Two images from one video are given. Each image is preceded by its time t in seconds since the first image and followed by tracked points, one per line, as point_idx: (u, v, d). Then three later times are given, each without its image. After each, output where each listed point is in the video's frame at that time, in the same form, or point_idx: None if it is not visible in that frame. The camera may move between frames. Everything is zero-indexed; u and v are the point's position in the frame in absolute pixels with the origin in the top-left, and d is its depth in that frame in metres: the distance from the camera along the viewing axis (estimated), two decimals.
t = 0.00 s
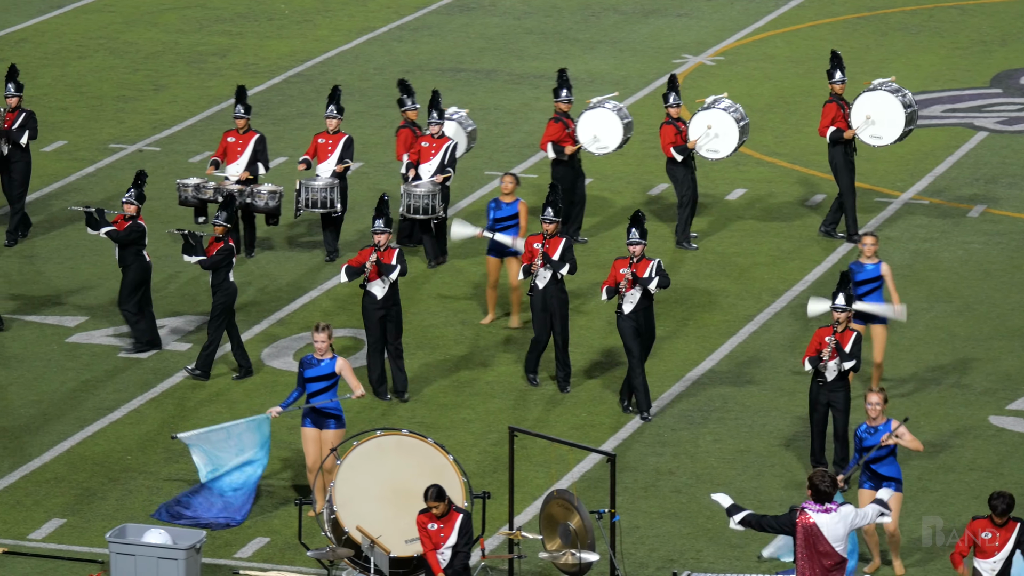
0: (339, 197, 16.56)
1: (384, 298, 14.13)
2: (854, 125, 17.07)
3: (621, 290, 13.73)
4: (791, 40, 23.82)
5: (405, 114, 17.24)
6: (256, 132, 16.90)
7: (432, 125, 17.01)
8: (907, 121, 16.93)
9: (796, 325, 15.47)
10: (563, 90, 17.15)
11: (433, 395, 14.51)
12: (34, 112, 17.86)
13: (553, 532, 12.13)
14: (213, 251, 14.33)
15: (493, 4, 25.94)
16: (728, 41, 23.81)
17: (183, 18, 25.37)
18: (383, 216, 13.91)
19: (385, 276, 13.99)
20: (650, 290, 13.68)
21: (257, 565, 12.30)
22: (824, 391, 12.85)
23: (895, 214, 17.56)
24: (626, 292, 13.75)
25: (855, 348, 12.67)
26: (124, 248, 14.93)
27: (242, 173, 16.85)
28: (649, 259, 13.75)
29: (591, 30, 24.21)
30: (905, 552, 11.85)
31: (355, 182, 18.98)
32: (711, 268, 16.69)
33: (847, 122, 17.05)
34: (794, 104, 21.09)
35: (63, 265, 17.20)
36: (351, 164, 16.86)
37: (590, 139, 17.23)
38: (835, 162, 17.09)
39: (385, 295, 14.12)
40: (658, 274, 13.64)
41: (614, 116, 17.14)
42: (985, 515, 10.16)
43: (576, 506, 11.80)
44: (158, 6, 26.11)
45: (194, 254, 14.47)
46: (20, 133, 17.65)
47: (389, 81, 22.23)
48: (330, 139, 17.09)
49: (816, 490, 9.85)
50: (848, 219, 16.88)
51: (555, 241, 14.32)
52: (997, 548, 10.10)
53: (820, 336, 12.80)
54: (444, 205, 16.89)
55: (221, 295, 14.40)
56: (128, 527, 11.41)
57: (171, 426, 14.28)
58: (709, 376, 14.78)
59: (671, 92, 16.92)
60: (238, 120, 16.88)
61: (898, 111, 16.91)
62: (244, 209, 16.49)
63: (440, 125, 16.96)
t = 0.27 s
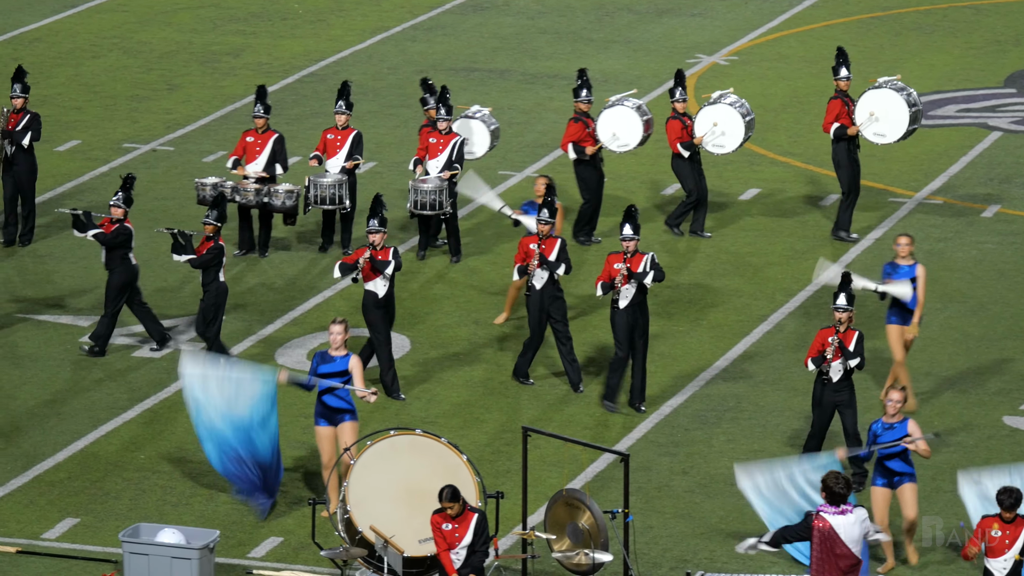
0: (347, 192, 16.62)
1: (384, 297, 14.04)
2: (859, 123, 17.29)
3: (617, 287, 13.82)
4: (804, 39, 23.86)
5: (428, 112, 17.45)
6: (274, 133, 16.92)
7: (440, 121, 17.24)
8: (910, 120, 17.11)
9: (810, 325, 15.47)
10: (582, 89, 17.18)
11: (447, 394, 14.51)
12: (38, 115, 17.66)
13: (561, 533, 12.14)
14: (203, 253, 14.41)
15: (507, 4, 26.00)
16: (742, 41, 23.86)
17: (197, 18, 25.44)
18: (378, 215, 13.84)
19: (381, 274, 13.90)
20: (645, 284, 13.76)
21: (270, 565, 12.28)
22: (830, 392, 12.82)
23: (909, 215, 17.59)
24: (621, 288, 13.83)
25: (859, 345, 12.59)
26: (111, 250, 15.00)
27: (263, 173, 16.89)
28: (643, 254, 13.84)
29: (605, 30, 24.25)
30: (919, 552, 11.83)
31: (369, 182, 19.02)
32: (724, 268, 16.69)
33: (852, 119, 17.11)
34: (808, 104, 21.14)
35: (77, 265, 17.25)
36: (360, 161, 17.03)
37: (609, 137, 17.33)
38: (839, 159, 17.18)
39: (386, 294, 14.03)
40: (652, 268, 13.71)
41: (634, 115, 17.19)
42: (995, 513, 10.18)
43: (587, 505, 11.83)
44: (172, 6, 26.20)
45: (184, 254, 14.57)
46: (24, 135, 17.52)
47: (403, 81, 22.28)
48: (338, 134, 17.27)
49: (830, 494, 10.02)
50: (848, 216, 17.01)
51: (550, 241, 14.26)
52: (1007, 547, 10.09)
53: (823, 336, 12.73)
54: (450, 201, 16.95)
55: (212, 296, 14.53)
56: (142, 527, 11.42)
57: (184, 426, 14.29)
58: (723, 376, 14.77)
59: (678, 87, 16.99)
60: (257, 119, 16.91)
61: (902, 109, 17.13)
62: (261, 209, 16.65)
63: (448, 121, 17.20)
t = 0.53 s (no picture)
0: (355, 189, 16.67)
1: (374, 292, 14.58)
2: (860, 121, 17.28)
3: (604, 285, 13.79)
4: (818, 40, 23.95)
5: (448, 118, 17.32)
6: (292, 133, 17.18)
7: (441, 119, 17.40)
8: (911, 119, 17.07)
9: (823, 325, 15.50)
10: (602, 91, 17.23)
11: (461, 393, 14.51)
12: (40, 119, 17.88)
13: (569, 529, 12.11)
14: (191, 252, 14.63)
15: (521, 4, 26.10)
16: (756, 42, 23.95)
17: (211, 18, 25.55)
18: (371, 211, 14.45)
19: (373, 268, 14.46)
20: (633, 283, 13.78)
21: (284, 565, 12.27)
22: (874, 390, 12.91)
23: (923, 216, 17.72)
24: (608, 286, 13.82)
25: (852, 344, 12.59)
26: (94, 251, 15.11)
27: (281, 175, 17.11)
28: (629, 253, 13.90)
29: (619, 31, 24.33)
30: (935, 553, 11.82)
31: (384, 183, 19.10)
32: (737, 269, 16.72)
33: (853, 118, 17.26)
34: (822, 103, 21.24)
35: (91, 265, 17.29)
36: (365, 159, 17.28)
37: (629, 138, 17.11)
38: (840, 158, 17.13)
39: (375, 288, 14.56)
40: (638, 267, 13.77)
41: (654, 116, 16.97)
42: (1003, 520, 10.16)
43: (599, 504, 11.79)
44: (186, 7, 26.33)
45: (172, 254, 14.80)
46: (26, 138, 17.72)
47: (418, 82, 22.37)
48: (344, 132, 17.54)
49: (847, 493, 10.02)
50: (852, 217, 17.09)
51: (538, 233, 14.39)
52: (1015, 553, 10.13)
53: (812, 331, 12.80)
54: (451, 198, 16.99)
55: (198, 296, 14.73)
56: (156, 527, 11.43)
57: (198, 425, 14.31)
58: (736, 376, 14.80)
59: (677, 86, 17.49)
60: (274, 120, 17.08)
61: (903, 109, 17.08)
62: (279, 212, 16.84)
63: (450, 119, 17.36)
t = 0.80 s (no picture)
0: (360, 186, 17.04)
1: (361, 289, 14.73)
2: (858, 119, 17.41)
3: (585, 280, 14.03)
4: (830, 39, 23.96)
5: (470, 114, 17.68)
6: (309, 133, 17.23)
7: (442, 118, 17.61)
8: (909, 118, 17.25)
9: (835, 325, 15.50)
10: (618, 93, 17.31)
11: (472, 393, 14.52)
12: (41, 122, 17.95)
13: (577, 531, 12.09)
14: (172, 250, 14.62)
15: (532, 4, 26.11)
16: (767, 42, 23.97)
17: (221, 18, 25.57)
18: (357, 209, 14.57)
19: (363, 265, 14.65)
20: (614, 279, 13.99)
21: (295, 565, 12.26)
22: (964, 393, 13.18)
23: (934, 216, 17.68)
24: (590, 281, 14.04)
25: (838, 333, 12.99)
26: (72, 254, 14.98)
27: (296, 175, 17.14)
28: (612, 249, 14.09)
29: (631, 30, 24.36)
30: (947, 554, 11.81)
31: (395, 183, 19.12)
32: (748, 269, 16.73)
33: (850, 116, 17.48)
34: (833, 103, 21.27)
35: (102, 264, 17.30)
36: (371, 156, 17.44)
37: (646, 138, 17.26)
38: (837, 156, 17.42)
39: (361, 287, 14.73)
40: (621, 263, 14.01)
41: (670, 117, 17.17)
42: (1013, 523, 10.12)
43: (608, 505, 11.78)
44: (197, 6, 26.36)
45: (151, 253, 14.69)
46: (25, 141, 17.78)
47: (429, 82, 22.40)
48: (350, 129, 17.72)
49: (857, 494, 9.99)
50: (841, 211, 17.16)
51: (525, 232, 14.41)
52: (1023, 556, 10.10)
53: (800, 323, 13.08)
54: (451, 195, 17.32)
55: (179, 293, 14.72)
56: (166, 527, 11.42)
57: (209, 425, 14.30)
58: (747, 375, 14.80)
59: (670, 83, 17.89)
60: (290, 120, 17.19)
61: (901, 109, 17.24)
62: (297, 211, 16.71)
63: (450, 119, 17.58)
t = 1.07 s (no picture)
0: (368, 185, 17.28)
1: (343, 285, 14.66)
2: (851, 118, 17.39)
3: (568, 275, 14.13)
4: (840, 39, 24.00)
5: (489, 114, 17.47)
6: (328, 134, 17.19)
7: (444, 114, 17.72)
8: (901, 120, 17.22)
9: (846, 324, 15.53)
10: (635, 92, 17.43)
11: (482, 394, 14.54)
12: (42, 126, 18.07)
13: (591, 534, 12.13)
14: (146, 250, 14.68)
15: (542, 4, 26.16)
16: (777, 42, 24.01)
17: (232, 18, 25.63)
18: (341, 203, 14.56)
19: (348, 261, 14.55)
20: (596, 275, 14.09)
21: (305, 564, 12.27)
22: None
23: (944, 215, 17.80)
24: (572, 277, 14.16)
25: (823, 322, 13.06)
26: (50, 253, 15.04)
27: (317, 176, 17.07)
28: (593, 245, 14.21)
29: (641, 30, 24.40)
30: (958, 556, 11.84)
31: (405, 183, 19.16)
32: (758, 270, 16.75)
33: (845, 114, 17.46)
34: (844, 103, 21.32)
35: (111, 264, 17.33)
36: (379, 153, 17.59)
37: (662, 139, 17.25)
38: (830, 153, 17.53)
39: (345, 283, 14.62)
40: (603, 259, 14.09)
41: (686, 118, 17.14)
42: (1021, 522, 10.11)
43: (620, 507, 11.81)
44: (208, 6, 26.41)
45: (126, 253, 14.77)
46: (26, 144, 17.91)
47: (440, 81, 22.45)
48: (358, 125, 17.84)
49: (863, 492, 9.99)
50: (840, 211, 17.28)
51: (508, 225, 14.66)
52: None
53: (789, 310, 13.15)
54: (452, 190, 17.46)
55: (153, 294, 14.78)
56: (176, 526, 11.42)
57: (218, 425, 14.31)
58: (757, 375, 14.83)
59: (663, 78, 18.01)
60: (310, 121, 17.14)
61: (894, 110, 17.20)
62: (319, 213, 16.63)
63: (451, 114, 17.70)
